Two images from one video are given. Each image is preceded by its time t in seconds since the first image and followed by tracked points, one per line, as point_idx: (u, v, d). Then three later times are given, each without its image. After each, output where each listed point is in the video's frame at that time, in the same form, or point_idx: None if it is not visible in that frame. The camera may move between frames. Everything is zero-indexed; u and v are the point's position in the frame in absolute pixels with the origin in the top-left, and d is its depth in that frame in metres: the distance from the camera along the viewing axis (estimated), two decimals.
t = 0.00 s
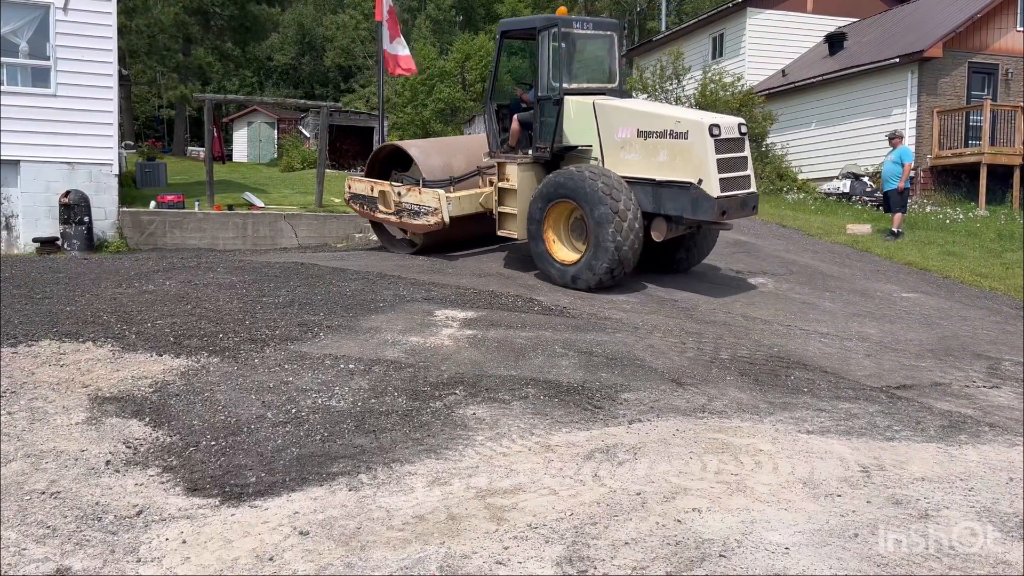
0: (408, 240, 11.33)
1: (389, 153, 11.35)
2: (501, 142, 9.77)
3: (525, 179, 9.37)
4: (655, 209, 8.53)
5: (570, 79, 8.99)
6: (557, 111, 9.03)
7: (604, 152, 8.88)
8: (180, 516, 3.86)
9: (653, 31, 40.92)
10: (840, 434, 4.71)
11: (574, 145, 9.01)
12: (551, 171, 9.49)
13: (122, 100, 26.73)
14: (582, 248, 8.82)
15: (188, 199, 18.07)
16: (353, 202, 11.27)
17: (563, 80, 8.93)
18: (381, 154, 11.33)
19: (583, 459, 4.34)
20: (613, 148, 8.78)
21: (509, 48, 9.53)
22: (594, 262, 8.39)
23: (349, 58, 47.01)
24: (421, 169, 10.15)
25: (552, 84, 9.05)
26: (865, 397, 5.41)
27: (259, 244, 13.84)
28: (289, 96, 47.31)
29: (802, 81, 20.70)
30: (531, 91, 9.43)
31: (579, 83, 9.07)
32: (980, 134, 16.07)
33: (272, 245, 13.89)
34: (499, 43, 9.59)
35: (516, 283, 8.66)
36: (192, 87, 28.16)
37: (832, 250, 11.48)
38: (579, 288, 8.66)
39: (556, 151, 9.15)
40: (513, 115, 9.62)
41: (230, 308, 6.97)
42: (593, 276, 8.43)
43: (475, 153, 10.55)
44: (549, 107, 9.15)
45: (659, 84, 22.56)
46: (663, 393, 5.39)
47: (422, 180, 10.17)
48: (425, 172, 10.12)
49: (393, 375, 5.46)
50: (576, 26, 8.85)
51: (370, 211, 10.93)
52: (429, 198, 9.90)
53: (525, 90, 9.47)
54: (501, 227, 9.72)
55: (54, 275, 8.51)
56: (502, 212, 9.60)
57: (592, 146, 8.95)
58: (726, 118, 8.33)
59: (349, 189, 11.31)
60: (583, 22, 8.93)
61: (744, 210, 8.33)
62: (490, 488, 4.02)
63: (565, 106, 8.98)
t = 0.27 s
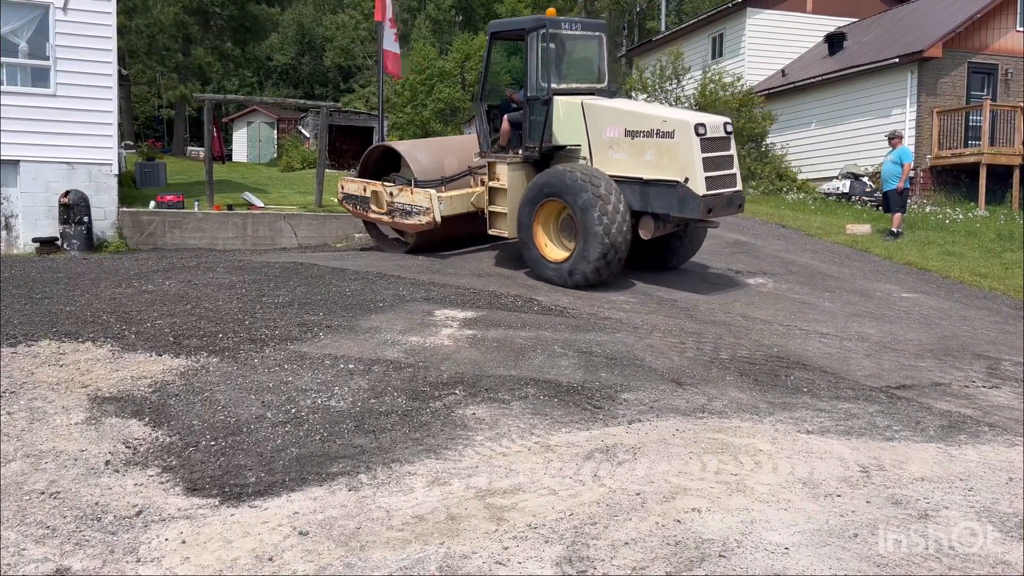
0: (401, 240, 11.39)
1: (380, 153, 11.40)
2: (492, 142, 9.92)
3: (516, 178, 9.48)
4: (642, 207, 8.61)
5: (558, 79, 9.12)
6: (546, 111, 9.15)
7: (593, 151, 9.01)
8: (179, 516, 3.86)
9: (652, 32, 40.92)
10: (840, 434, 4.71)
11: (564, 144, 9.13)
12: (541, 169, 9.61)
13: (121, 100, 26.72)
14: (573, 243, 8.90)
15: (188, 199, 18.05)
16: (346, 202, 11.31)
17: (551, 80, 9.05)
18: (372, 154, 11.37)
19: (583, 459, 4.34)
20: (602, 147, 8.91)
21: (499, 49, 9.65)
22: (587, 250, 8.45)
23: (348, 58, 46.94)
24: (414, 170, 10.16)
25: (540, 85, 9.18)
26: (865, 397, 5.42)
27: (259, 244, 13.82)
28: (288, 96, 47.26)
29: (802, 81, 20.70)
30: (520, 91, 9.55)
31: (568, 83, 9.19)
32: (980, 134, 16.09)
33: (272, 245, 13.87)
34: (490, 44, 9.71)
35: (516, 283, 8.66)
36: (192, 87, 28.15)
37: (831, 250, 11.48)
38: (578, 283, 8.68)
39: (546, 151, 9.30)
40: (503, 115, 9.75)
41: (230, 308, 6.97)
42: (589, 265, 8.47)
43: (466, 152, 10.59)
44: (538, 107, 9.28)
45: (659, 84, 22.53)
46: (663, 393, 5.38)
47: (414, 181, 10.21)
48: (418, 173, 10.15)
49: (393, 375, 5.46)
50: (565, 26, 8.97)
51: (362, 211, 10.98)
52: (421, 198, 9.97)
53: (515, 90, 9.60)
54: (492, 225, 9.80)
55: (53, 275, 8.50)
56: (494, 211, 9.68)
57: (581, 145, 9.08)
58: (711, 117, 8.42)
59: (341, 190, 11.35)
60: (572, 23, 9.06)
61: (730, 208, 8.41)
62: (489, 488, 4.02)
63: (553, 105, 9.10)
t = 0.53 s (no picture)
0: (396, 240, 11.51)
1: (375, 153, 11.51)
2: (483, 142, 9.99)
3: (507, 177, 9.58)
4: (631, 207, 8.72)
5: (548, 80, 9.19)
6: (535, 111, 9.19)
7: (582, 151, 9.07)
8: (178, 517, 3.86)
9: (652, 32, 40.92)
10: (839, 434, 4.71)
11: (553, 144, 9.18)
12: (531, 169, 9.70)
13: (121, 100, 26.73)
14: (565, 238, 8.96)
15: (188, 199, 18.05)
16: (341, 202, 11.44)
17: (541, 80, 9.12)
18: (367, 154, 11.50)
19: (583, 459, 4.34)
20: (591, 147, 8.96)
21: (491, 50, 9.73)
22: (578, 238, 8.49)
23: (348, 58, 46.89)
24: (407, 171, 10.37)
25: (530, 84, 9.24)
26: (864, 397, 5.42)
27: (258, 244, 13.81)
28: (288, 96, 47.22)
29: (802, 81, 20.69)
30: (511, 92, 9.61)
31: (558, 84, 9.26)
32: (980, 134, 16.09)
33: (271, 245, 13.85)
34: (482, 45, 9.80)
35: (515, 283, 8.66)
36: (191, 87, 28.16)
37: (830, 250, 11.49)
38: (575, 276, 8.66)
39: (535, 150, 9.34)
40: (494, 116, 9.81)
41: (230, 308, 6.96)
42: (583, 252, 8.49)
43: (459, 152, 10.74)
44: (527, 106, 9.32)
45: (659, 84, 22.49)
46: (663, 393, 5.39)
47: (407, 181, 10.36)
48: (411, 174, 10.36)
49: (393, 375, 5.46)
50: (555, 27, 9.06)
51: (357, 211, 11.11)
52: (414, 198, 10.08)
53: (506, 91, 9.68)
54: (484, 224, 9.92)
55: (53, 275, 8.50)
56: (485, 210, 9.79)
57: (570, 144, 9.13)
58: (699, 116, 8.47)
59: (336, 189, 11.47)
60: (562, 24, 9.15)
61: (717, 207, 8.45)
62: (489, 488, 4.02)
63: (543, 105, 9.15)
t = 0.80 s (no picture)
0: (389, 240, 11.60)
1: (367, 155, 11.61)
2: (474, 142, 10.16)
3: (495, 176, 9.67)
4: (619, 205, 8.87)
5: (537, 80, 9.37)
6: (524, 111, 9.38)
7: (570, 150, 9.25)
8: (178, 517, 3.86)
9: (652, 32, 40.90)
10: (839, 434, 4.72)
11: (542, 143, 9.35)
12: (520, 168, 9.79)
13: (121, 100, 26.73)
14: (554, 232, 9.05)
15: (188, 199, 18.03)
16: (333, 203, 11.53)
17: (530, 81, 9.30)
18: (359, 156, 11.59)
19: (582, 459, 4.34)
20: (579, 146, 9.16)
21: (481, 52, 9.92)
22: (566, 224, 8.60)
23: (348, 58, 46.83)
24: (397, 170, 10.45)
25: (519, 85, 9.42)
26: (864, 398, 5.42)
27: (258, 244, 13.81)
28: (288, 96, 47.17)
29: (802, 81, 20.66)
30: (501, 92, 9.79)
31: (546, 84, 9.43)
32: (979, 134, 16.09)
33: (271, 245, 13.84)
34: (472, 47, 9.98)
35: (514, 283, 8.68)
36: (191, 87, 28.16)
37: (828, 251, 11.52)
38: (572, 264, 8.69)
39: (524, 149, 9.49)
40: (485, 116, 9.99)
41: (229, 308, 6.97)
42: (573, 236, 8.57)
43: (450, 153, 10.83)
44: (516, 107, 9.50)
45: (660, 84, 22.40)
46: (663, 393, 5.39)
47: (398, 181, 10.46)
48: (402, 173, 10.44)
49: (393, 375, 5.46)
50: (543, 28, 9.25)
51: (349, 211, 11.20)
52: (405, 198, 10.19)
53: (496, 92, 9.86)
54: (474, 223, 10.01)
55: (53, 275, 8.50)
56: (475, 209, 9.88)
57: (559, 143, 9.31)
58: (683, 116, 8.70)
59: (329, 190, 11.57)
60: (550, 26, 9.34)
61: (702, 205, 8.62)
62: (488, 489, 4.02)
63: (531, 105, 9.34)
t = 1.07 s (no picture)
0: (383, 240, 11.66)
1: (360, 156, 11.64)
2: (465, 142, 10.18)
3: (487, 176, 9.77)
4: (608, 204, 8.89)
5: (527, 81, 9.39)
6: (515, 111, 9.39)
7: (560, 150, 9.28)
8: (177, 517, 3.86)
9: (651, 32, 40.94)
10: (838, 434, 4.72)
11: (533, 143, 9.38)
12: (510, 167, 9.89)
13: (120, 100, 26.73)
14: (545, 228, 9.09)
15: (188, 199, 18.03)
16: (326, 204, 11.57)
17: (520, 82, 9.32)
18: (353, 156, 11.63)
19: (582, 459, 4.34)
20: (569, 146, 9.18)
21: (473, 53, 9.93)
22: (554, 212, 8.64)
23: (348, 57, 46.81)
24: (389, 170, 10.50)
25: (510, 85, 9.43)
26: (863, 398, 5.42)
27: (257, 244, 13.81)
28: (288, 96, 47.16)
29: (802, 81, 20.64)
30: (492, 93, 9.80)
31: (537, 84, 9.44)
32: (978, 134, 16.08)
33: (271, 245, 13.83)
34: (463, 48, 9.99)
35: (514, 283, 8.67)
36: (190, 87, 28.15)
37: (827, 250, 11.52)
38: (566, 252, 8.68)
39: (514, 149, 9.52)
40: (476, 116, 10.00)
41: (229, 308, 6.97)
42: (563, 223, 8.60)
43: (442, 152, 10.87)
44: (507, 106, 9.51)
45: (660, 84, 22.33)
46: (663, 393, 5.40)
47: (390, 181, 10.51)
48: (394, 173, 10.48)
49: (392, 375, 5.46)
50: (533, 29, 9.27)
51: (342, 212, 11.25)
52: (397, 198, 10.27)
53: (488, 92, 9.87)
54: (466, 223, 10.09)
55: (52, 275, 8.50)
56: (467, 208, 9.97)
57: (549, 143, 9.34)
58: (671, 115, 8.75)
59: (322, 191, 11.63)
60: (540, 26, 9.36)
61: (691, 202, 8.68)
62: (487, 489, 4.02)
63: (522, 105, 9.35)
